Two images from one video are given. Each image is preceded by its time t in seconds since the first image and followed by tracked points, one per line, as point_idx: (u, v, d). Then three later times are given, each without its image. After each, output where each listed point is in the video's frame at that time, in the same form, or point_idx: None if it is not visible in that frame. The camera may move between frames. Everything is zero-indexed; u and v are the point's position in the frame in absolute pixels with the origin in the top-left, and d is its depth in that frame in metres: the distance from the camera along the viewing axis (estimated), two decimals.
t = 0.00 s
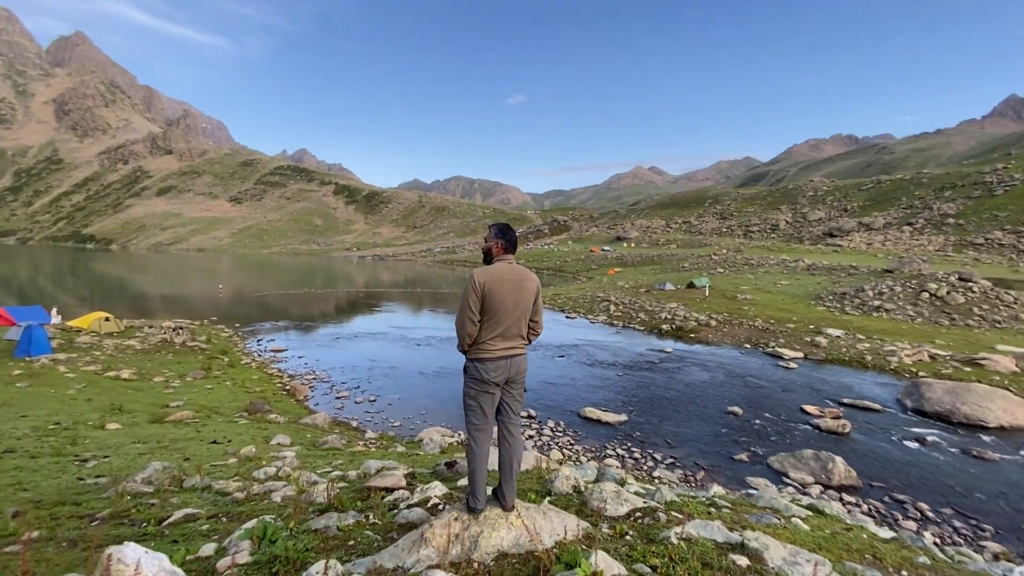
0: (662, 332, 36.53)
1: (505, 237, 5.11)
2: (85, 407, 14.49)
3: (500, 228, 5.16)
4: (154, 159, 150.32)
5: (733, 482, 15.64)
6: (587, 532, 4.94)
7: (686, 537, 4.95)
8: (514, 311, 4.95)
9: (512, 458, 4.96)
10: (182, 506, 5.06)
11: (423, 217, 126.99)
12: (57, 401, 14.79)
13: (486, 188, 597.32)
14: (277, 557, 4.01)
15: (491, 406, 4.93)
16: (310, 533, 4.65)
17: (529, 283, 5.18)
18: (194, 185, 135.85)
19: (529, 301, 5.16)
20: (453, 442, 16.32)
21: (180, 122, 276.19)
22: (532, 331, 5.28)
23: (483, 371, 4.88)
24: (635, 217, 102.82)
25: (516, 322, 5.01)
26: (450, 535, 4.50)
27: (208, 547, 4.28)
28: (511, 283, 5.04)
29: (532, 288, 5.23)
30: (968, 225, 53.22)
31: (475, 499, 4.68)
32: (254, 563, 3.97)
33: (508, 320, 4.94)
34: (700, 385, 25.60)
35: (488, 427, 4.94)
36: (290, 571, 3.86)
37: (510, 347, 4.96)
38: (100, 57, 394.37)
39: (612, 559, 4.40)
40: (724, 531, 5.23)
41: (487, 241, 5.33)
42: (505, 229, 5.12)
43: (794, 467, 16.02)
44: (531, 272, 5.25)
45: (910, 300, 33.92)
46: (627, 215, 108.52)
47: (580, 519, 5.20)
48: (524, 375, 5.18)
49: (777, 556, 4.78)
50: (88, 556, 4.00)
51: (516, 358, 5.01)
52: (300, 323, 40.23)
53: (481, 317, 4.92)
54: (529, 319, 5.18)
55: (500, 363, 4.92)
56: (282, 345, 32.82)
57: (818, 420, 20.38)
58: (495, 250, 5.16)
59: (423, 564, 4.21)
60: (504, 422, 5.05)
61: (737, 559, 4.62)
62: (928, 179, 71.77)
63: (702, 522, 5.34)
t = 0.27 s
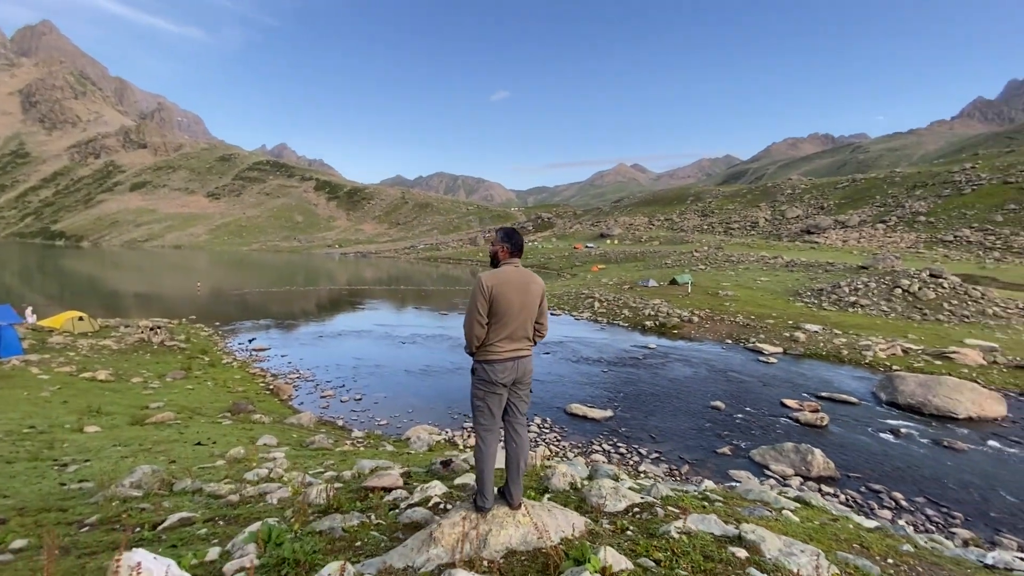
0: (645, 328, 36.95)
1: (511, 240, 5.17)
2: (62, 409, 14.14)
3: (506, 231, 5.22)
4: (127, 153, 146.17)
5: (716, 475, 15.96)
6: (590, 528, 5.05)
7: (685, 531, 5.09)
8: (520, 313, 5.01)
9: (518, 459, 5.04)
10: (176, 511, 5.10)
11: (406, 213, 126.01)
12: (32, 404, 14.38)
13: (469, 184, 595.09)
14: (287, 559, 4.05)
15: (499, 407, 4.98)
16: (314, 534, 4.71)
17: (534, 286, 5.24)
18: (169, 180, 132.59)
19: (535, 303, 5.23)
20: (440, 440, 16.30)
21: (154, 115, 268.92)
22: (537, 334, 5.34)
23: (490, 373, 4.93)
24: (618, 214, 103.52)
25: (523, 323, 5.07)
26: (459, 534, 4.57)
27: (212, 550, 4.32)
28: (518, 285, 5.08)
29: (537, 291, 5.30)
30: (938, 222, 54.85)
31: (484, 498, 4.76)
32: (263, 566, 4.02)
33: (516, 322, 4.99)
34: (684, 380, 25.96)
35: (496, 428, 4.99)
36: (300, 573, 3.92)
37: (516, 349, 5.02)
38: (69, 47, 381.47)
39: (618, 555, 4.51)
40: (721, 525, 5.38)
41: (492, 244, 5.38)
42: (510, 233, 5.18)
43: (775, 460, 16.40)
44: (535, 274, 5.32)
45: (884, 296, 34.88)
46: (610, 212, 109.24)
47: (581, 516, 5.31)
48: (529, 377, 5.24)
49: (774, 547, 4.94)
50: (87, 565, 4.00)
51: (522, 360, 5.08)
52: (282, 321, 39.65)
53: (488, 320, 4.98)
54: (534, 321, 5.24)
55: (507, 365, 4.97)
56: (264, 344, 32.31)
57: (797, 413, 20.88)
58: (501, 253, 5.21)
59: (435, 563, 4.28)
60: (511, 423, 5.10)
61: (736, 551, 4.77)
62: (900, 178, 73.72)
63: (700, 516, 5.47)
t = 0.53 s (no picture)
0: (624, 326, 37.35)
1: (511, 239, 5.23)
2: (25, 414, 13.55)
3: (505, 230, 5.27)
4: (91, 147, 140.79)
5: (695, 469, 16.26)
6: (588, 526, 5.12)
7: (681, 526, 5.19)
8: (520, 311, 5.06)
9: (518, 457, 5.08)
10: (156, 518, 5.02)
11: (384, 211, 124.60)
12: None
13: (448, 182, 591.89)
14: (282, 566, 4.05)
15: (499, 405, 5.03)
16: (306, 537, 4.72)
17: (533, 285, 5.30)
18: (137, 176, 128.23)
19: (534, 301, 5.28)
20: (422, 440, 16.18)
21: (120, 107, 259.90)
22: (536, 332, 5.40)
23: (491, 371, 4.98)
24: (597, 213, 104.27)
25: (523, 321, 5.13)
26: (459, 536, 4.60)
27: (203, 556, 4.29)
28: (517, 282, 5.14)
29: (536, 288, 5.36)
30: (903, 222, 56.88)
31: (484, 497, 4.81)
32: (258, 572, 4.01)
33: (515, 320, 5.05)
34: (663, 377, 26.29)
35: (496, 427, 5.03)
36: None
37: (517, 345, 5.08)
38: (28, 36, 365.27)
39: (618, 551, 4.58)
40: (714, 519, 5.50)
41: (491, 243, 5.44)
42: (509, 232, 5.25)
43: (751, 454, 16.78)
44: (533, 273, 5.38)
45: (853, 293, 35.99)
46: (589, 210, 109.98)
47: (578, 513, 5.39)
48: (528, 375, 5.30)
49: (767, 539, 5.07)
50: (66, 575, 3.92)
51: (522, 358, 5.13)
52: (256, 321, 38.75)
53: (488, 318, 5.03)
54: (533, 319, 5.30)
55: (507, 363, 5.02)
56: (239, 344, 31.52)
57: (771, 408, 21.43)
58: (500, 252, 5.27)
59: (434, 563, 4.31)
60: (512, 421, 5.13)
61: (732, 544, 4.89)
62: (867, 179, 76.14)
63: (694, 511, 5.59)
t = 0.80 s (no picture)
0: (605, 326, 37.61)
1: (514, 240, 5.25)
2: None
3: (508, 231, 5.29)
4: (55, 142, 135.68)
5: (677, 468, 16.44)
6: (589, 528, 5.17)
7: (682, 527, 5.26)
8: (523, 312, 5.08)
9: (521, 460, 5.09)
10: (136, 527, 4.88)
11: (362, 210, 123.09)
12: None
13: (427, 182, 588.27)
14: None
15: (502, 408, 5.04)
16: (301, 547, 4.67)
17: (537, 286, 5.32)
18: (104, 173, 124.01)
19: (537, 302, 5.30)
20: (405, 443, 15.97)
21: (85, 101, 251.19)
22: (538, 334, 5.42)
23: (494, 374, 4.98)
24: (577, 214, 104.83)
25: (526, 322, 5.15)
26: (462, 541, 4.61)
27: (193, 567, 4.21)
28: (521, 283, 5.16)
29: (540, 290, 5.38)
30: (871, 224, 58.70)
31: (487, 502, 4.82)
32: None
33: (518, 321, 5.06)
34: (644, 376, 26.57)
35: (498, 429, 5.04)
36: None
37: (520, 347, 5.09)
38: None
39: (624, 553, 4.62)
40: (712, 519, 5.60)
41: (494, 243, 5.45)
42: (513, 232, 5.27)
43: (732, 451, 17.05)
44: (536, 273, 5.41)
45: (826, 293, 36.93)
46: (569, 211, 110.52)
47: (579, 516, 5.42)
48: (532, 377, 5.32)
49: (766, 538, 5.17)
50: None
51: (525, 360, 5.14)
52: (232, 322, 37.83)
53: (492, 318, 5.03)
54: (536, 320, 5.32)
55: (510, 365, 5.03)
56: (213, 346, 30.72)
57: (749, 406, 21.85)
58: (504, 253, 5.28)
59: (438, 571, 4.30)
60: (514, 424, 5.14)
61: (734, 544, 4.99)
62: (838, 182, 78.28)
63: (692, 511, 5.67)
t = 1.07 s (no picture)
0: (586, 325, 37.84)
1: (514, 245, 5.34)
2: None
3: (508, 236, 5.39)
4: (15, 137, 130.30)
5: (658, 465, 16.66)
6: (587, 532, 5.23)
7: (679, 528, 5.35)
8: (525, 317, 5.16)
9: (522, 464, 5.14)
10: (114, 540, 4.79)
11: (340, 209, 121.41)
12: None
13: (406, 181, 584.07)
14: None
15: (504, 413, 5.09)
16: (294, 557, 4.64)
17: (538, 291, 5.41)
18: (68, 170, 119.59)
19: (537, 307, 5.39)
20: (387, 446, 15.79)
21: (48, 95, 241.93)
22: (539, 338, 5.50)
23: (496, 378, 5.03)
24: (556, 214, 105.21)
25: (527, 326, 5.22)
26: (464, 549, 4.63)
27: None
28: (522, 288, 5.24)
29: (541, 294, 5.48)
30: (841, 225, 60.42)
31: (487, 510, 4.86)
32: None
33: (519, 325, 5.14)
34: (625, 375, 26.85)
35: (500, 434, 5.09)
36: None
37: (522, 350, 5.16)
38: None
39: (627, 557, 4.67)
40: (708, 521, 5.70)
41: (493, 248, 5.53)
42: (514, 238, 5.36)
43: (710, 448, 17.37)
44: (536, 278, 5.50)
45: (798, 292, 37.88)
46: (548, 211, 110.88)
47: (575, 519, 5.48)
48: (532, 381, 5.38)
49: (762, 538, 5.28)
50: None
51: (525, 365, 5.21)
52: (205, 324, 36.85)
53: (492, 323, 5.08)
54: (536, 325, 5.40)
55: (512, 370, 5.09)
56: (187, 348, 29.89)
57: (727, 403, 22.26)
58: (505, 257, 5.36)
59: None
60: (516, 429, 5.19)
61: (733, 545, 5.07)
62: (809, 184, 80.35)
63: (687, 512, 5.77)
